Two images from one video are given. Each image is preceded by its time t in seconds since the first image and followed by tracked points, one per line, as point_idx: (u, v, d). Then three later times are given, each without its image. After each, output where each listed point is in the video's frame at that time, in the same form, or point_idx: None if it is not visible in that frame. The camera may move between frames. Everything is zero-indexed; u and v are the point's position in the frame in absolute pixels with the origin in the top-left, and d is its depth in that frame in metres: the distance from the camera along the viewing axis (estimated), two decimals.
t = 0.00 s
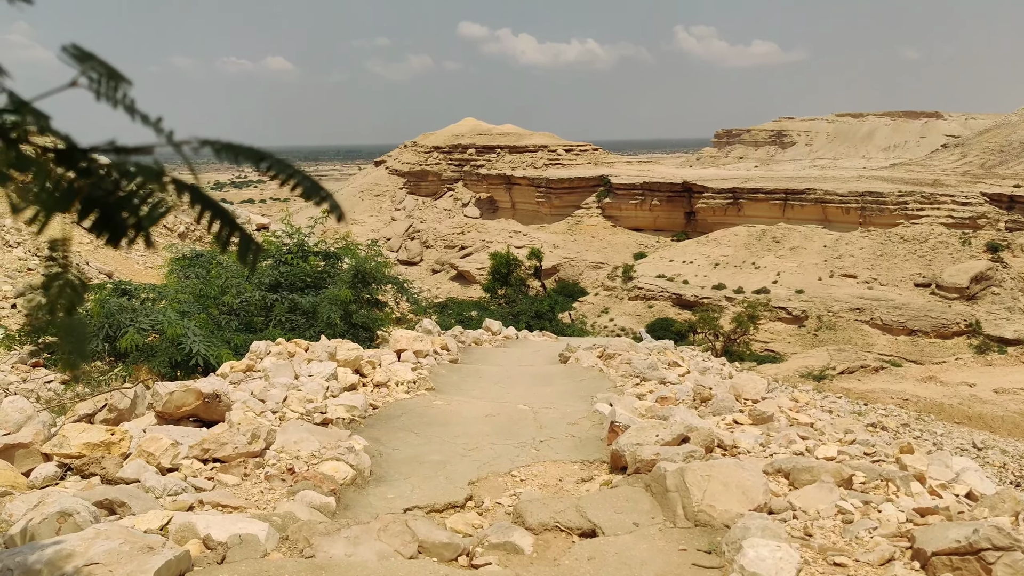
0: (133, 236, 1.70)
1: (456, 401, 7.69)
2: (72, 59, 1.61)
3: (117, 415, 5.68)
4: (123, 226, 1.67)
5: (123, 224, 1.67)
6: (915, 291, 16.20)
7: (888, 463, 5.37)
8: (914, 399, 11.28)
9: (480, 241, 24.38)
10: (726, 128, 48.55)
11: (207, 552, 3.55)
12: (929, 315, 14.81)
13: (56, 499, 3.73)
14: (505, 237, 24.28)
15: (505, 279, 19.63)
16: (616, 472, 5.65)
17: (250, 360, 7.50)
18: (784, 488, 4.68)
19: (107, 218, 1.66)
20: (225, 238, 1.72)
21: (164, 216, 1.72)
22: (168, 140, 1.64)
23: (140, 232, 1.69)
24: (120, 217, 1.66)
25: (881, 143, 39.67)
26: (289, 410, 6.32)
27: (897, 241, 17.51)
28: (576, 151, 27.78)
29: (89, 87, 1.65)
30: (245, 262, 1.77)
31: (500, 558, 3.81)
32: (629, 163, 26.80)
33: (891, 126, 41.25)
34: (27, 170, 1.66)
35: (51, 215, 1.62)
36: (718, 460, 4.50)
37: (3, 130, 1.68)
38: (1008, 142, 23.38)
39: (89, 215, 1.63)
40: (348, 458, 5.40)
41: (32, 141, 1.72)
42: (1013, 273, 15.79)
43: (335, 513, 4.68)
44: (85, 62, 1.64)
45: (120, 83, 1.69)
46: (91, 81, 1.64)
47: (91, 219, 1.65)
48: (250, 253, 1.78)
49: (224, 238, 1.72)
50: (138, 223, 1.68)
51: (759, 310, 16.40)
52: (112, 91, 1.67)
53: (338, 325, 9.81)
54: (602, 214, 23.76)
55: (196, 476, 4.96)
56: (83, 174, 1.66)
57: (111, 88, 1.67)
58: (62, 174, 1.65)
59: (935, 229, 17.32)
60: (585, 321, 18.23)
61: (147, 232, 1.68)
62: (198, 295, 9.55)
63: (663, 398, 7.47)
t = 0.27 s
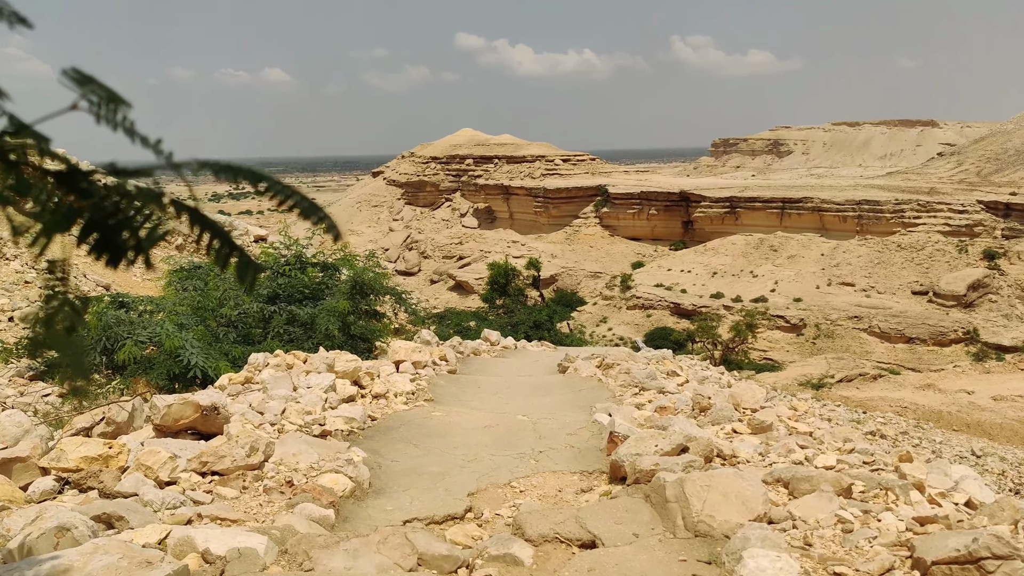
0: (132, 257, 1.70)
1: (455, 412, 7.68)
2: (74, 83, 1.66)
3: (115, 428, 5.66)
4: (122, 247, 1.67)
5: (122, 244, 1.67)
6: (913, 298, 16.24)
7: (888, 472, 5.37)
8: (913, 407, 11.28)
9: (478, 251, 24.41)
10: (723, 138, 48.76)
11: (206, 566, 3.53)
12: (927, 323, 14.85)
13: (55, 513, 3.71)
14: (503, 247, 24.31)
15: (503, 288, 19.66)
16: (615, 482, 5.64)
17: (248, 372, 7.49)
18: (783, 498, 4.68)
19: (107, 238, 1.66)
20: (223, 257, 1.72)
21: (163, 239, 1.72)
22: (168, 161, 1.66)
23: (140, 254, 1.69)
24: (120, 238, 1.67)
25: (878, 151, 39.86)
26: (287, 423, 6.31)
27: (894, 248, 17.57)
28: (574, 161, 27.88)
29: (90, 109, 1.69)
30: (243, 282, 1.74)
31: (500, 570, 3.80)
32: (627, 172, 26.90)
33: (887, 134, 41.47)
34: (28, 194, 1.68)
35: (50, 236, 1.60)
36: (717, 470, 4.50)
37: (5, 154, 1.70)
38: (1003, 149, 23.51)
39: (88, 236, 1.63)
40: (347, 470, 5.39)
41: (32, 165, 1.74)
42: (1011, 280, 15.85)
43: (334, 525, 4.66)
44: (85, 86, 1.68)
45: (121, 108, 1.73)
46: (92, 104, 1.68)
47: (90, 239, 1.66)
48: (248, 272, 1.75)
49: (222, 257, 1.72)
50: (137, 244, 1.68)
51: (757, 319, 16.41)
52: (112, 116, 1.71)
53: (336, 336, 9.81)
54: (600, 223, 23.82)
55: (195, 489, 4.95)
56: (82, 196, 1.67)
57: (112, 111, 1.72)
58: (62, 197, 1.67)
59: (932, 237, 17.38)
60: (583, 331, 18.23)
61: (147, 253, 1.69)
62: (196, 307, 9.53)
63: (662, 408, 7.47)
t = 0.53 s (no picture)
0: (132, 278, 1.72)
1: (454, 421, 7.67)
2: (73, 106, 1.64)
3: (114, 439, 5.65)
4: (121, 267, 1.69)
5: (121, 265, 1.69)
6: (912, 303, 16.25)
7: (889, 479, 5.36)
8: (913, 413, 11.28)
9: (477, 259, 24.43)
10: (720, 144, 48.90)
11: None
12: (925, 328, 14.86)
13: (54, 526, 3.70)
14: (501, 255, 24.32)
15: (502, 296, 19.67)
16: (616, 490, 5.63)
17: (247, 382, 7.49)
18: (784, 505, 4.67)
19: (106, 259, 1.68)
20: (222, 275, 1.74)
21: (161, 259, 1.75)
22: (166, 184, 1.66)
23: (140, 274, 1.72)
24: (119, 259, 1.69)
25: (875, 157, 39.99)
26: (286, 433, 6.29)
27: (892, 254, 17.60)
28: (571, 169, 27.94)
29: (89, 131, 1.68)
30: (242, 300, 1.75)
31: None
32: (625, 179, 26.96)
33: (884, 140, 41.59)
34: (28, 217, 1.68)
35: (51, 257, 1.63)
36: (717, 478, 4.50)
37: (5, 176, 1.71)
38: (1000, 154, 23.59)
39: (88, 256, 1.65)
40: (347, 480, 5.38)
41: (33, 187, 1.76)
42: (1009, 285, 15.87)
43: (334, 536, 4.65)
44: (85, 107, 1.68)
45: (120, 128, 1.72)
46: (92, 125, 1.68)
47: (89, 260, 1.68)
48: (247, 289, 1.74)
49: (221, 276, 1.74)
50: (137, 264, 1.71)
51: (756, 325, 16.41)
52: (111, 136, 1.70)
53: (335, 346, 9.81)
54: (598, 230, 23.84)
55: (194, 500, 4.93)
56: (83, 218, 1.69)
57: (111, 132, 1.70)
58: (64, 220, 1.68)
59: (930, 242, 17.42)
60: (583, 338, 18.21)
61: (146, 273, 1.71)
62: (194, 317, 9.52)
63: (662, 416, 7.47)
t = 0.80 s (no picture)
0: (129, 297, 1.62)
1: (453, 430, 7.66)
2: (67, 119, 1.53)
3: (111, 449, 5.62)
4: (117, 285, 1.58)
5: (118, 281, 1.59)
6: (910, 311, 16.28)
7: (887, 486, 5.36)
8: (911, 420, 11.28)
9: (475, 267, 24.45)
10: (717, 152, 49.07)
11: None
12: (923, 335, 14.89)
13: (50, 536, 3.69)
14: (499, 263, 24.35)
15: (500, 303, 19.69)
16: (614, 499, 5.62)
17: (245, 391, 7.47)
18: (782, 513, 4.67)
19: (104, 276, 1.58)
20: (219, 293, 1.64)
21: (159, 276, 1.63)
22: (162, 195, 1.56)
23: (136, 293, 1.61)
24: (116, 275, 1.58)
25: (872, 164, 40.15)
26: (284, 442, 6.28)
27: (889, 261, 17.64)
28: (569, 177, 28.01)
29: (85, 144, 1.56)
30: (239, 316, 1.62)
31: None
32: (623, 187, 27.02)
33: (881, 148, 41.77)
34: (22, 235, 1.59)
35: (48, 274, 1.54)
36: (716, 486, 4.49)
37: None
38: (996, 162, 23.69)
39: (83, 273, 1.55)
40: (345, 489, 5.36)
41: (29, 205, 1.67)
42: (1006, 292, 15.92)
43: (332, 545, 4.64)
44: (79, 121, 1.57)
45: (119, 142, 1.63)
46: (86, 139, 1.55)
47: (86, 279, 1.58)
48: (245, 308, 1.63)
49: (218, 293, 1.63)
50: (133, 281, 1.59)
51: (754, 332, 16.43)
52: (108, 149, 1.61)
53: (333, 354, 9.80)
54: (596, 238, 23.89)
55: (191, 510, 4.91)
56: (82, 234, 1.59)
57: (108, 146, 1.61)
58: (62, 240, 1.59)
59: (928, 249, 17.47)
60: (581, 346, 18.21)
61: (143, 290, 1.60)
62: (192, 326, 9.48)
63: (660, 424, 7.47)
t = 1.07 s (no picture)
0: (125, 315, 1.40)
1: (451, 437, 7.65)
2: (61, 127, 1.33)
3: (109, 456, 5.61)
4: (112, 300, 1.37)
5: (113, 299, 1.37)
6: (908, 318, 16.29)
7: (887, 495, 5.36)
8: (910, 428, 11.27)
9: (474, 273, 24.48)
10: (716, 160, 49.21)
11: None
12: (922, 343, 14.90)
13: (48, 544, 3.68)
14: (498, 270, 24.38)
15: (499, 310, 19.72)
16: (612, 507, 5.62)
17: (243, 398, 7.47)
18: (781, 522, 4.67)
19: (101, 290, 1.36)
20: (214, 310, 1.42)
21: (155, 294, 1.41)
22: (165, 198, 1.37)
23: (131, 313, 1.40)
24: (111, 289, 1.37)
25: (871, 172, 40.26)
26: (282, 449, 6.27)
27: (888, 269, 17.67)
28: (568, 184, 28.08)
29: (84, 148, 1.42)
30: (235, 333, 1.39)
31: None
32: (622, 195, 27.06)
33: (880, 156, 41.88)
34: (17, 253, 1.40)
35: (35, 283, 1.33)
36: (715, 495, 4.49)
37: None
38: (994, 170, 23.78)
39: (78, 288, 1.34)
40: (343, 497, 5.35)
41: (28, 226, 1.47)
42: (1005, 300, 15.94)
43: (330, 553, 4.63)
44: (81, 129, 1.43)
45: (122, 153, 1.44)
46: (84, 154, 1.34)
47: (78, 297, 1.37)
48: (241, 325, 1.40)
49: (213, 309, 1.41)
50: (129, 298, 1.38)
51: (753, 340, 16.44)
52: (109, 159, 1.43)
53: (332, 361, 9.80)
54: (595, 245, 23.92)
55: (189, 517, 4.90)
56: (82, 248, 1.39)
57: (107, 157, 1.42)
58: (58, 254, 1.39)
59: (926, 257, 17.51)
60: (579, 353, 18.21)
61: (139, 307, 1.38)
62: (190, 333, 9.45)
63: (659, 432, 7.47)
